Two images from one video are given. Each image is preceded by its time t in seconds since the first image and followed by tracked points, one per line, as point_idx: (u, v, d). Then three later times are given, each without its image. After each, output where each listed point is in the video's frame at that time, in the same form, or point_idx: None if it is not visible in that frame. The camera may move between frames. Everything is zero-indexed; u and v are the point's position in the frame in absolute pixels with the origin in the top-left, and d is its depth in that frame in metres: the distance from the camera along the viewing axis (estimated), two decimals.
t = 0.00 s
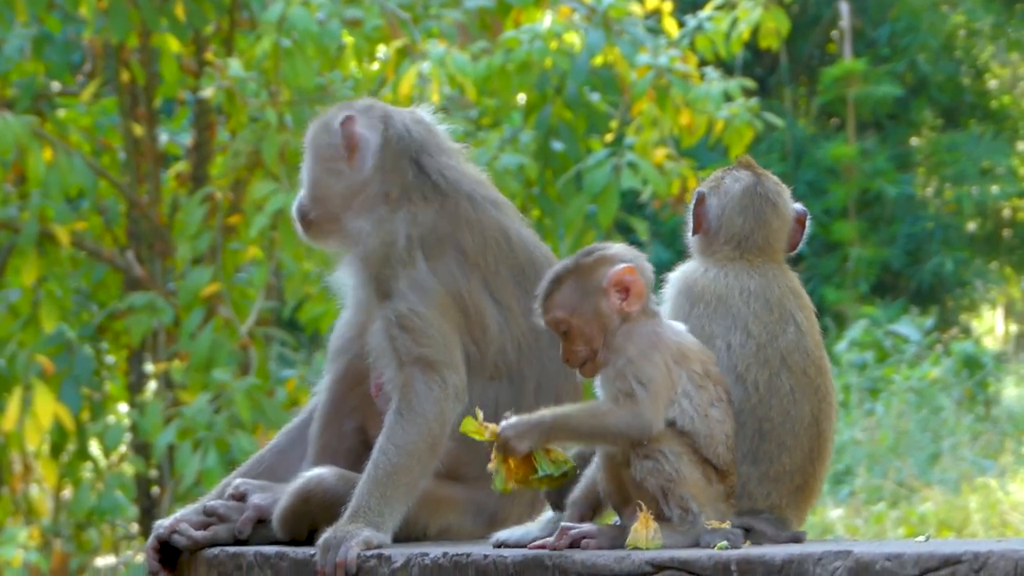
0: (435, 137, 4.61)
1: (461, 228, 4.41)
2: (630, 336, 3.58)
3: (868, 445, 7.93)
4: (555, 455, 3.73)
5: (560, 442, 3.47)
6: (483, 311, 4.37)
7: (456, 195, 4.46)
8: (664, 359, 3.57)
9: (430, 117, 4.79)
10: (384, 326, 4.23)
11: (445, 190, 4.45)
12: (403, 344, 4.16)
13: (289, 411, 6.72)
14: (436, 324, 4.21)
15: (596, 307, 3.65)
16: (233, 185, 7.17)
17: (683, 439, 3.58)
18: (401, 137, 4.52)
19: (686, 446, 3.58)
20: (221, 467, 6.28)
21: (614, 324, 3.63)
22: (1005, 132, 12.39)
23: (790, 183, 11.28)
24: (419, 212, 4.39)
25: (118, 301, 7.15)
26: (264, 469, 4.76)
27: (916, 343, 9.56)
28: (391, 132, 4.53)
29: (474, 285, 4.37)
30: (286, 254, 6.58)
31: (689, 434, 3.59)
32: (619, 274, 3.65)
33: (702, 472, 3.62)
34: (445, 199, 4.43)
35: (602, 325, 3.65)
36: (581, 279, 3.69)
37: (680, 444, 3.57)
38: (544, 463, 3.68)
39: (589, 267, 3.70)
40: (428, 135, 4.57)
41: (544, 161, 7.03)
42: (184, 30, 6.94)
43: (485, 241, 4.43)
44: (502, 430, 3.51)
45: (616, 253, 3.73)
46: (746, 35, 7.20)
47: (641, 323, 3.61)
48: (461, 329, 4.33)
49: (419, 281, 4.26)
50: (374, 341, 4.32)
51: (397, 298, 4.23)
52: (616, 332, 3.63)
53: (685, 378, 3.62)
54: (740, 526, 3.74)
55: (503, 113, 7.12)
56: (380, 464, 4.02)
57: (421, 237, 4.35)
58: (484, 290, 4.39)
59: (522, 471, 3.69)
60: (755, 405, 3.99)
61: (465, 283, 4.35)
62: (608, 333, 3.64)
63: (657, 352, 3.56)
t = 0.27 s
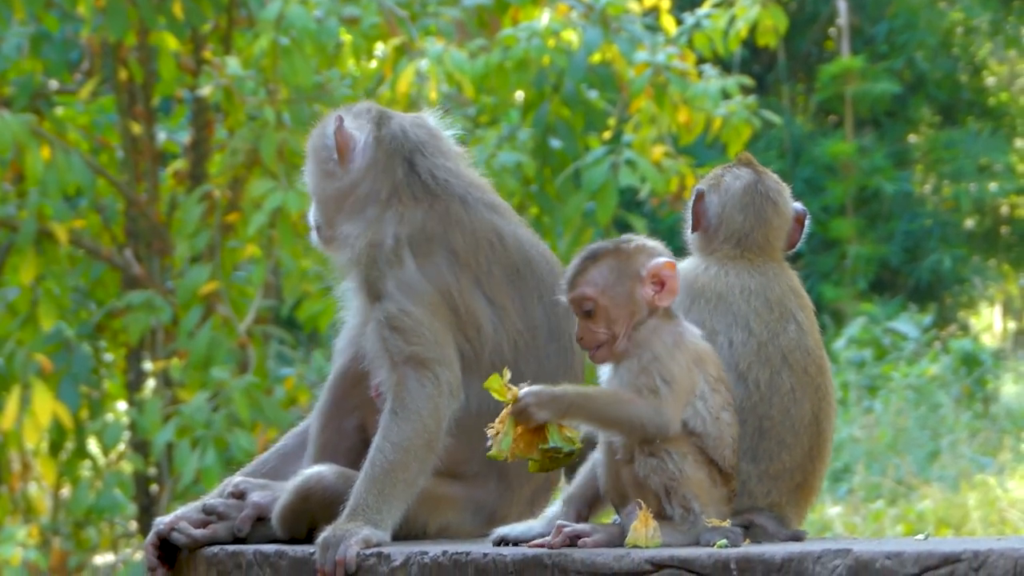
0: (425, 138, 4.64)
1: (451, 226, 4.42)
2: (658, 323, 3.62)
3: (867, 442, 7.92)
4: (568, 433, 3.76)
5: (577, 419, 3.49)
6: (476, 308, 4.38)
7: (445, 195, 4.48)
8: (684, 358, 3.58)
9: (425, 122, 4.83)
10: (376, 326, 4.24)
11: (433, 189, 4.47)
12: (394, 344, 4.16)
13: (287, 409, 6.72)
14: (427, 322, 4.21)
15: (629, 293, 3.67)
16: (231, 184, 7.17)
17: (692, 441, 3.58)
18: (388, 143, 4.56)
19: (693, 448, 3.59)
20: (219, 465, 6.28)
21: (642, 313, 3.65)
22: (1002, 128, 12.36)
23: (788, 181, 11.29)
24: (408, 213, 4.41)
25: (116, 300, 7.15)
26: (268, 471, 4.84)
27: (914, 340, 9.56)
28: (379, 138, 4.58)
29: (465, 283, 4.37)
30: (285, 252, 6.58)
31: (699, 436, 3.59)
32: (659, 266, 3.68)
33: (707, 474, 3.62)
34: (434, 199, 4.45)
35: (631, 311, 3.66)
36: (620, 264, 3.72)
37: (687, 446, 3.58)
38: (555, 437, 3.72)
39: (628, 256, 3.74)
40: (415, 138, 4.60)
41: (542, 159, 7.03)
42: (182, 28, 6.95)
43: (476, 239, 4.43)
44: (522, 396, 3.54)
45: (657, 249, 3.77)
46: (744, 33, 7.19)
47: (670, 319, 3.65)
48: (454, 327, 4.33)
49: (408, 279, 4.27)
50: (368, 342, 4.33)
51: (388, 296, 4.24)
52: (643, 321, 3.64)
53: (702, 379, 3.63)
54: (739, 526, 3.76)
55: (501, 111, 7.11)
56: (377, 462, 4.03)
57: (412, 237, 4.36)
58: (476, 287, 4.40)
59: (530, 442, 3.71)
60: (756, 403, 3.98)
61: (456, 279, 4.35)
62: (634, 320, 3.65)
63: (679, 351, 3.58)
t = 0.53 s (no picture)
0: (422, 136, 4.65)
1: (449, 224, 4.43)
2: (672, 317, 3.62)
3: (865, 439, 7.93)
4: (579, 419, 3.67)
5: (589, 403, 3.48)
6: (473, 306, 4.38)
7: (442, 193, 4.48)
8: (697, 354, 3.59)
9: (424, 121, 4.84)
10: (374, 325, 4.24)
11: (430, 187, 4.47)
12: (391, 342, 4.17)
13: (286, 407, 6.72)
14: (424, 320, 4.22)
15: (645, 287, 3.67)
16: (229, 182, 7.19)
17: (698, 439, 3.58)
18: (385, 141, 4.56)
19: (697, 446, 3.58)
20: (219, 463, 6.28)
21: (656, 308, 3.64)
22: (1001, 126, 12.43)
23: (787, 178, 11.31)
24: (406, 211, 4.42)
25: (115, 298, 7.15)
26: (268, 469, 4.84)
27: (913, 337, 9.57)
28: (377, 136, 4.58)
29: (462, 280, 4.38)
30: (283, 250, 6.58)
31: (704, 434, 3.58)
32: (676, 263, 3.69)
33: (710, 473, 3.62)
34: (431, 197, 4.46)
35: (645, 306, 3.65)
36: (636, 259, 3.71)
37: (692, 444, 3.57)
38: (565, 417, 3.63)
39: (645, 251, 3.73)
40: (413, 136, 4.61)
41: (540, 157, 7.03)
42: (180, 26, 6.96)
43: (473, 237, 4.44)
44: (535, 374, 3.52)
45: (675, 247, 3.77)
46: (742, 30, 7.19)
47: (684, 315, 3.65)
48: (451, 325, 4.33)
49: (406, 277, 4.27)
50: (366, 341, 4.33)
51: (385, 295, 4.24)
52: (657, 316, 3.63)
53: (713, 376, 3.63)
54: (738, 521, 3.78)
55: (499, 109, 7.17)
56: (376, 460, 4.04)
57: (409, 235, 4.36)
58: (474, 285, 4.40)
59: (540, 419, 3.64)
60: (750, 397, 3.99)
61: (453, 277, 4.35)
62: (648, 315, 3.64)
63: (692, 347, 3.59)
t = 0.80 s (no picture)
0: (421, 129, 4.64)
1: (447, 217, 4.42)
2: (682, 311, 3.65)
3: (863, 434, 7.94)
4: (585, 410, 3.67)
5: (599, 393, 3.46)
6: (471, 299, 4.38)
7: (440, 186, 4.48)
8: (706, 350, 3.60)
9: (423, 114, 4.84)
10: (372, 318, 4.24)
11: (428, 180, 4.47)
12: (389, 336, 4.17)
13: (284, 401, 6.72)
14: (422, 314, 4.21)
15: (658, 277, 3.70)
16: (228, 175, 7.19)
17: (703, 435, 3.60)
18: (383, 133, 4.56)
19: (700, 442, 3.60)
20: (217, 457, 6.28)
21: (667, 300, 3.67)
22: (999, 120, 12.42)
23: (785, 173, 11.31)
24: (404, 205, 4.42)
25: (113, 291, 7.14)
26: (265, 462, 4.85)
27: (911, 332, 9.57)
28: (375, 129, 4.58)
29: (459, 273, 4.37)
30: (281, 244, 6.58)
31: (710, 431, 3.60)
32: (691, 256, 3.70)
33: (712, 469, 3.64)
34: (429, 190, 4.45)
35: (656, 297, 3.68)
36: (652, 248, 3.74)
37: (696, 439, 3.59)
38: (572, 405, 3.63)
39: (662, 241, 3.76)
40: (411, 129, 4.60)
41: (539, 151, 7.03)
42: (178, 19, 6.96)
43: (470, 230, 4.43)
44: (546, 360, 3.48)
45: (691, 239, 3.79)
46: (741, 25, 7.18)
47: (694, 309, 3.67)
48: (448, 318, 4.33)
49: (403, 270, 4.27)
50: (364, 334, 4.33)
51: (383, 288, 4.24)
52: (668, 308, 3.67)
53: (720, 373, 3.65)
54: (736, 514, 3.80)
55: (498, 102, 7.18)
56: (373, 453, 4.04)
57: (406, 228, 4.36)
58: (471, 278, 4.39)
59: (548, 405, 3.63)
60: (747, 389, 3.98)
61: (451, 270, 4.35)
62: (658, 305, 3.67)
63: (701, 342, 3.61)
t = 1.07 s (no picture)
0: (417, 126, 4.65)
1: (443, 213, 4.42)
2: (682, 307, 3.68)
3: (860, 430, 7.96)
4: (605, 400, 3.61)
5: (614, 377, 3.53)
6: (467, 295, 4.38)
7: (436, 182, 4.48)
8: (715, 343, 3.66)
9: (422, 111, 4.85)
10: (368, 314, 4.24)
11: (425, 177, 4.47)
12: (385, 331, 4.17)
13: (281, 396, 6.72)
14: (418, 309, 4.22)
15: (655, 272, 3.72)
16: (225, 170, 7.14)
17: (711, 429, 3.59)
18: (380, 130, 4.56)
19: (709, 436, 3.59)
20: (213, 452, 6.28)
21: (665, 296, 3.70)
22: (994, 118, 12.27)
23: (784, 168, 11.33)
24: (400, 200, 4.42)
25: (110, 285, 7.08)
26: (262, 458, 4.85)
27: (908, 328, 9.57)
28: (372, 125, 4.58)
29: (456, 269, 4.37)
30: (278, 239, 6.59)
31: (719, 426, 3.60)
32: (686, 250, 3.74)
33: (717, 466, 3.64)
34: (425, 186, 4.46)
35: (655, 293, 3.70)
36: (648, 244, 3.77)
37: (705, 433, 3.59)
38: (589, 387, 3.58)
39: (656, 238, 3.79)
40: (408, 126, 4.60)
41: (536, 146, 7.04)
42: (175, 15, 6.99)
43: (467, 226, 4.43)
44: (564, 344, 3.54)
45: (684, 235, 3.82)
46: (738, 21, 7.19)
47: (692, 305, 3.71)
48: (445, 314, 4.33)
49: (399, 266, 4.27)
50: (360, 330, 4.33)
51: (379, 284, 4.25)
52: (666, 303, 3.70)
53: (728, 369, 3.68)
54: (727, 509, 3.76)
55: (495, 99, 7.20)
56: (369, 448, 4.04)
57: (403, 224, 4.36)
58: (468, 274, 4.40)
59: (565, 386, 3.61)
60: (748, 384, 3.99)
61: (448, 266, 4.36)
62: (657, 301, 3.70)
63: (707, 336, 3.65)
